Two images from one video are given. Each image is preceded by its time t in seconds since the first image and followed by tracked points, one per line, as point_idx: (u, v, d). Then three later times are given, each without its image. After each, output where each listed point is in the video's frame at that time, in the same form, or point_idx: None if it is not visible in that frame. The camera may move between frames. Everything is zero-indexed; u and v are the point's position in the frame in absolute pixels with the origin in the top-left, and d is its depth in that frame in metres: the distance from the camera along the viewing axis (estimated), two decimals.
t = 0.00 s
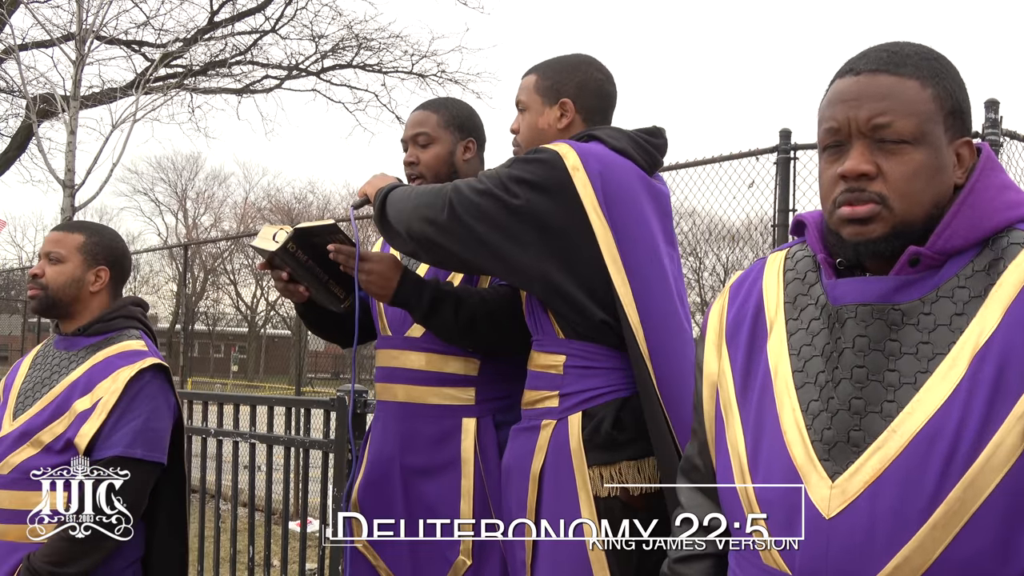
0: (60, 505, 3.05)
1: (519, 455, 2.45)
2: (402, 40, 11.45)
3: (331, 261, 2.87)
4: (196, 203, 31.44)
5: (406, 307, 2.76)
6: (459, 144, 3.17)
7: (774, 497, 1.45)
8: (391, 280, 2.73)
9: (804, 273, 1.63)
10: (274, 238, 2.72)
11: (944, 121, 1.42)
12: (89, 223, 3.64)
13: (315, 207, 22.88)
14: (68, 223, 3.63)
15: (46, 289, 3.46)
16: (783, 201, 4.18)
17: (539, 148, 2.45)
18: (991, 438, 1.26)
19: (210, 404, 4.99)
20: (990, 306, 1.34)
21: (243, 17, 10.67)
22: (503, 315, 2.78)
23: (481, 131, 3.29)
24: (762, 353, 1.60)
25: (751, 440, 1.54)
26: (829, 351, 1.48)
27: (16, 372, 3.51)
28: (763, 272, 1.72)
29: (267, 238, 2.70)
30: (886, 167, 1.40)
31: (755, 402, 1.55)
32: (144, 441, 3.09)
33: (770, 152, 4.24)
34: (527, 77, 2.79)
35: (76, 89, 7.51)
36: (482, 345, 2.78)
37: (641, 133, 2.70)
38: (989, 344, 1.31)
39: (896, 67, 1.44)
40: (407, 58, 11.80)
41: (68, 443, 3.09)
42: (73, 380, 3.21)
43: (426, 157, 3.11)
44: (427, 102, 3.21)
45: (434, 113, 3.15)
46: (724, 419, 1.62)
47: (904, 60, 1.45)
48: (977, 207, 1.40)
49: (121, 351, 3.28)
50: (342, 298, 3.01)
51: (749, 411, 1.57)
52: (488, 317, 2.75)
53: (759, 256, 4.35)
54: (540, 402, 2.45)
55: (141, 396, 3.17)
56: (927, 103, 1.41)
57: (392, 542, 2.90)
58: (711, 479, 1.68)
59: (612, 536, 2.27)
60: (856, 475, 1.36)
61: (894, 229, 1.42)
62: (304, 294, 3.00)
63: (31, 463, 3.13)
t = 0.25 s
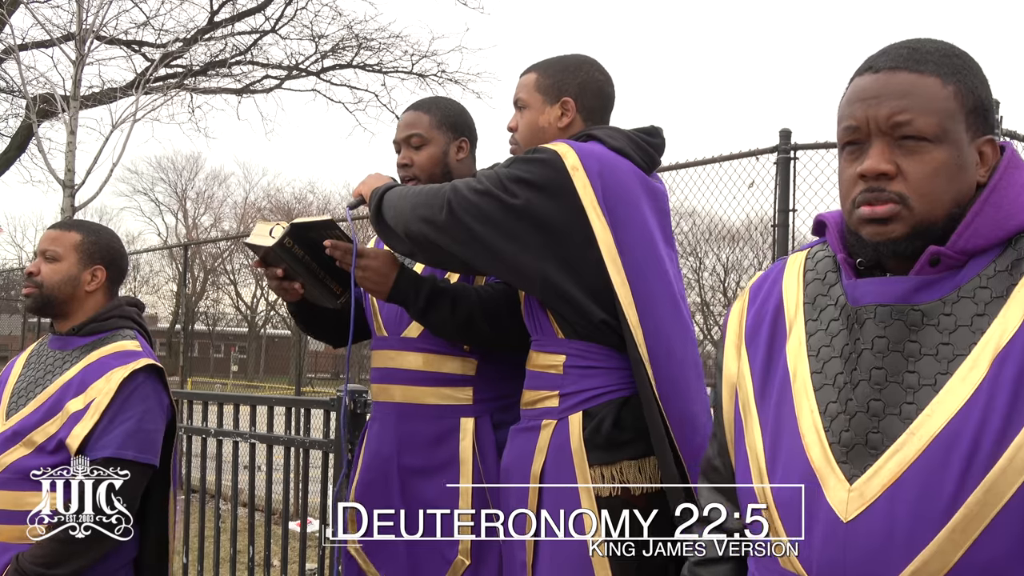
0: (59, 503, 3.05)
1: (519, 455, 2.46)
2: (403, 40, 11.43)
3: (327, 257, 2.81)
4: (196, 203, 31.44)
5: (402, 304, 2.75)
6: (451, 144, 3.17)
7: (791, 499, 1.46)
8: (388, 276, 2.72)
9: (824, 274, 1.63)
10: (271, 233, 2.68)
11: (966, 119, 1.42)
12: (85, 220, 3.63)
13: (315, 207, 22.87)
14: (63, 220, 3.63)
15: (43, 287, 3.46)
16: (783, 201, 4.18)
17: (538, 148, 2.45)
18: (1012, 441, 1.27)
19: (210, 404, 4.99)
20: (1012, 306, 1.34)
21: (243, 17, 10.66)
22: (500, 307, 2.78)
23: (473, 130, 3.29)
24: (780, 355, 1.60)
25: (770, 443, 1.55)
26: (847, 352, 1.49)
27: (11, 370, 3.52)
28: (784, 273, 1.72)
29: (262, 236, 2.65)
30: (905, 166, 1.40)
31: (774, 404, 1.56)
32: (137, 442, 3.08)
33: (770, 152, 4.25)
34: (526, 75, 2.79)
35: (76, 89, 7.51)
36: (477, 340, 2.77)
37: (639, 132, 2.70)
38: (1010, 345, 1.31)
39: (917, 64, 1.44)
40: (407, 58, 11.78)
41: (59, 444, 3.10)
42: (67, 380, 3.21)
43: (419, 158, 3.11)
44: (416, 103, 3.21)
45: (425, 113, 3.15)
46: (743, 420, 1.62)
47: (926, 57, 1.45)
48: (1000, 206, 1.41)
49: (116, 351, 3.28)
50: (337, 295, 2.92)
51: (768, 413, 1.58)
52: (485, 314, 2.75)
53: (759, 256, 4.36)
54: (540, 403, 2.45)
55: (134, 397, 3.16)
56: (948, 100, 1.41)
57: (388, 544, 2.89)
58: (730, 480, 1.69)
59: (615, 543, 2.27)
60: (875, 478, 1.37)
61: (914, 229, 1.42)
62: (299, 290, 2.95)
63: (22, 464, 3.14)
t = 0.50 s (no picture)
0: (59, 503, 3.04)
1: (518, 455, 2.45)
2: (403, 40, 11.43)
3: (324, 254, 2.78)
4: (196, 203, 31.43)
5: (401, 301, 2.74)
6: (448, 142, 3.16)
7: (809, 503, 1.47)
8: (386, 273, 2.71)
9: (844, 275, 1.62)
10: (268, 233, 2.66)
11: (985, 116, 1.42)
12: (87, 219, 3.62)
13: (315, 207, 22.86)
14: (64, 219, 3.60)
15: (48, 286, 3.44)
16: (783, 201, 4.18)
17: (538, 148, 2.45)
18: None
19: (210, 404, 4.98)
20: None
21: (243, 17, 10.65)
22: (498, 306, 2.77)
23: (470, 129, 3.28)
24: (801, 357, 1.59)
25: (789, 444, 1.55)
26: (866, 354, 1.49)
27: (10, 368, 3.51)
28: (806, 273, 1.70)
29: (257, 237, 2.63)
30: (924, 166, 1.39)
31: (793, 407, 1.56)
32: (137, 443, 3.07)
33: (770, 153, 4.24)
34: (523, 74, 2.78)
35: (76, 89, 7.50)
36: (474, 338, 2.75)
37: (637, 132, 2.69)
38: None
39: (935, 62, 1.44)
40: (407, 58, 11.77)
41: (59, 444, 3.09)
42: (68, 380, 3.20)
43: (416, 155, 3.10)
44: (413, 102, 3.20)
45: (422, 111, 3.14)
46: (763, 422, 1.62)
47: (944, 55, 1.45)
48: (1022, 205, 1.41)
49: (117, 351, 3.27)
50: (335, 293, 2.91)
51: (787, 416, 1.57)
52: (484, 312, 2.74)
53: (759, 256, 4.35)
54: (537, 402, 2.45)
55: (135, 398, 3.15)
56: (967, 98, 1.41)
57: (388, 544, 2.89)
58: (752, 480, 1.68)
59: (614, 548, 2.28)
60: (892, 481, 1.37)
61: (933, 229, 1.41)
62: (295, 290, 2.92)
63: (21, 464, 3.13)
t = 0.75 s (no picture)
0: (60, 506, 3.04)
1: (515, 455, 2.44)
2: (403, 40, 11.40)
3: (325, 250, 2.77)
4: (196, 203, 31.42)
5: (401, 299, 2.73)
6: (450, 142, 3.15)
7: (818, 505, 1.47)
8: (387, 271, 2.70)
9: (856, 275, 1.61)
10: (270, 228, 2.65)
11: (996, 116, 1.41)
12: (80, 217, 3.59)
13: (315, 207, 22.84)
14: (60, 219, 3.60)
15: (40, 288, 3.45)
16: (782, 201, 4.16)
17: (538, 147, 2.44)
18: None
19: (210, 404, 4.97)
20: None
21: (243, 18, 10.64)
22: (499, 306, 2.76)
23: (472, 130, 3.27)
24: (812, 358, 1.59)
25: (800, 445, 1.54)
26: (877, 356, 1.49)
27: (15, 367, 3.50)
28: (817, 274, 1.69)
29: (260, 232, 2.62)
30: (934, 169, 1.39)
31: (804, 408, 1.56)
32: (143, 446, 3.06)
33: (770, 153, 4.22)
34: (522, 74, 2.77)
35: (76, 89, 7.50)
36: (475, 338, 2.74)
37: (636, 133, 2.68)
38: None
39: (943, 63, 1.43)
40: (407, 58, 11.76)
41: (68, 446, 3.07)
42: (74, 381, 3.19)
43: (417, 153, 3.09)
44: (418, 99, 3.19)
45: (425, 109, 3.13)
46: (774, 424, 1.61)
47: (952, 55, 1.45)
48: None
49: (124, 352, 3.26)
50: (336, 291, 2.90)
51: (798, 418, 1.57)
52: (484, 312, 2.73)
53: (759, 256, 4.34)
54: (535, 402, 2.44)
55: (142, 399, 3.14)
56: (977, 99, 1.40)
57: (388, 543, 2.88)
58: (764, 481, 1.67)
59: (614, 549, 2.27)
60: (902, 485, 1.37)
61: (946, 233, 1.40)
62: (296, 286, 2.88)
63: (30, 465, 3.11)
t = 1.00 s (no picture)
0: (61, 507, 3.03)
1: (513, 454, 2.44)
2: (403, 40, 11.41)
3: (327, 249, 2.74)
4: (196, 203, 31.41)
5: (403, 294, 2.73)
6: (453, 143, 3.14)
7: (819, 505, 1.46)
8: (389, 268, 2.68)
9: (858, 275, 1.60)
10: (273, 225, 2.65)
11: (999, 117, 1.41)
12: (61, 217, 3.54)
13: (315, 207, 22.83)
14: (47, 222, 3.58)
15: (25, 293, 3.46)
16: (783, 202, 4.16)
17: (539, 146, 2.43)
18: None
19: (210, 404, 4.97)
20: None
21: (243, 17, 10.64)
22: (500, 305, 2.76)
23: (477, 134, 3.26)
24: (813, 357, 1.58)
25: (801, 446, 1.54)
26: (880, 356, 1.48)
27: (28, 368, 3.52)
28: (818, 273, 1.68)
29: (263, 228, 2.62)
30: (937, 171, 1.39)
31: (806, 407, 1.55)
32: (130, 449, 3.04)
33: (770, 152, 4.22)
34: (523, 74, 2.76)
35: (76, 89, 7.50)
36: (476, 336, 2.73)
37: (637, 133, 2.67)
38: None
39: (946, 64, 1.43)
40: (407, 59, 11.76)
41: (63, 452, 3.07)
42: (65, 386, 3.18)
43: (420, 153, 3.09)
44: (424, 100, 3.19)
45: (431, 110, 3.13)
46: (775, 422, 1.61)
47: (955, 56, 1.44)
48: None
49: (112, 351, 3.21)
50: (337, 288, 2.86)
51: (799, 417, 1.56)
52: (485, 309, 2.72)
53: (759, 256, 4.33)
54: (534, 401, 2.43)
55: (130, 400, 3.11)
56: (981, 100, 1.40)
57: (389, 542, 2.88)
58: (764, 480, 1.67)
59: (614, 550, 2.26)
60: (904, 484, 1.37)
61: (948, 234, 1.40)
62: (298, 284, 2.88)
63: (31, 470, 3.13)
